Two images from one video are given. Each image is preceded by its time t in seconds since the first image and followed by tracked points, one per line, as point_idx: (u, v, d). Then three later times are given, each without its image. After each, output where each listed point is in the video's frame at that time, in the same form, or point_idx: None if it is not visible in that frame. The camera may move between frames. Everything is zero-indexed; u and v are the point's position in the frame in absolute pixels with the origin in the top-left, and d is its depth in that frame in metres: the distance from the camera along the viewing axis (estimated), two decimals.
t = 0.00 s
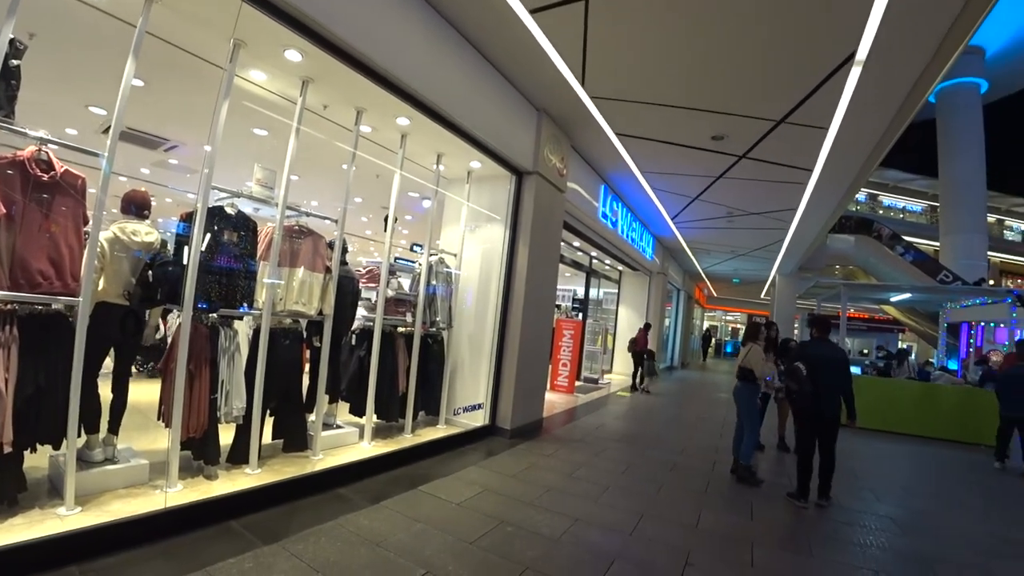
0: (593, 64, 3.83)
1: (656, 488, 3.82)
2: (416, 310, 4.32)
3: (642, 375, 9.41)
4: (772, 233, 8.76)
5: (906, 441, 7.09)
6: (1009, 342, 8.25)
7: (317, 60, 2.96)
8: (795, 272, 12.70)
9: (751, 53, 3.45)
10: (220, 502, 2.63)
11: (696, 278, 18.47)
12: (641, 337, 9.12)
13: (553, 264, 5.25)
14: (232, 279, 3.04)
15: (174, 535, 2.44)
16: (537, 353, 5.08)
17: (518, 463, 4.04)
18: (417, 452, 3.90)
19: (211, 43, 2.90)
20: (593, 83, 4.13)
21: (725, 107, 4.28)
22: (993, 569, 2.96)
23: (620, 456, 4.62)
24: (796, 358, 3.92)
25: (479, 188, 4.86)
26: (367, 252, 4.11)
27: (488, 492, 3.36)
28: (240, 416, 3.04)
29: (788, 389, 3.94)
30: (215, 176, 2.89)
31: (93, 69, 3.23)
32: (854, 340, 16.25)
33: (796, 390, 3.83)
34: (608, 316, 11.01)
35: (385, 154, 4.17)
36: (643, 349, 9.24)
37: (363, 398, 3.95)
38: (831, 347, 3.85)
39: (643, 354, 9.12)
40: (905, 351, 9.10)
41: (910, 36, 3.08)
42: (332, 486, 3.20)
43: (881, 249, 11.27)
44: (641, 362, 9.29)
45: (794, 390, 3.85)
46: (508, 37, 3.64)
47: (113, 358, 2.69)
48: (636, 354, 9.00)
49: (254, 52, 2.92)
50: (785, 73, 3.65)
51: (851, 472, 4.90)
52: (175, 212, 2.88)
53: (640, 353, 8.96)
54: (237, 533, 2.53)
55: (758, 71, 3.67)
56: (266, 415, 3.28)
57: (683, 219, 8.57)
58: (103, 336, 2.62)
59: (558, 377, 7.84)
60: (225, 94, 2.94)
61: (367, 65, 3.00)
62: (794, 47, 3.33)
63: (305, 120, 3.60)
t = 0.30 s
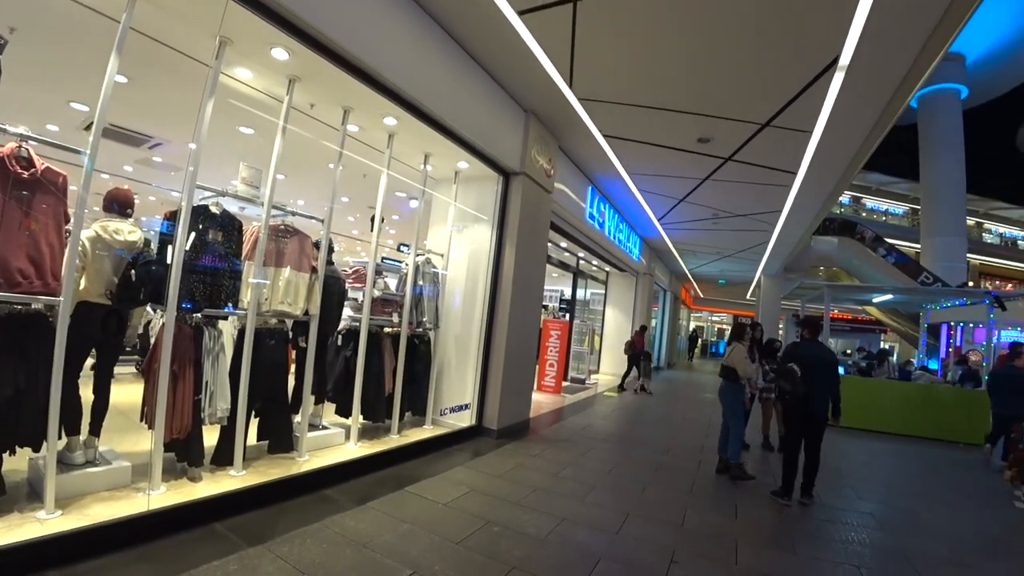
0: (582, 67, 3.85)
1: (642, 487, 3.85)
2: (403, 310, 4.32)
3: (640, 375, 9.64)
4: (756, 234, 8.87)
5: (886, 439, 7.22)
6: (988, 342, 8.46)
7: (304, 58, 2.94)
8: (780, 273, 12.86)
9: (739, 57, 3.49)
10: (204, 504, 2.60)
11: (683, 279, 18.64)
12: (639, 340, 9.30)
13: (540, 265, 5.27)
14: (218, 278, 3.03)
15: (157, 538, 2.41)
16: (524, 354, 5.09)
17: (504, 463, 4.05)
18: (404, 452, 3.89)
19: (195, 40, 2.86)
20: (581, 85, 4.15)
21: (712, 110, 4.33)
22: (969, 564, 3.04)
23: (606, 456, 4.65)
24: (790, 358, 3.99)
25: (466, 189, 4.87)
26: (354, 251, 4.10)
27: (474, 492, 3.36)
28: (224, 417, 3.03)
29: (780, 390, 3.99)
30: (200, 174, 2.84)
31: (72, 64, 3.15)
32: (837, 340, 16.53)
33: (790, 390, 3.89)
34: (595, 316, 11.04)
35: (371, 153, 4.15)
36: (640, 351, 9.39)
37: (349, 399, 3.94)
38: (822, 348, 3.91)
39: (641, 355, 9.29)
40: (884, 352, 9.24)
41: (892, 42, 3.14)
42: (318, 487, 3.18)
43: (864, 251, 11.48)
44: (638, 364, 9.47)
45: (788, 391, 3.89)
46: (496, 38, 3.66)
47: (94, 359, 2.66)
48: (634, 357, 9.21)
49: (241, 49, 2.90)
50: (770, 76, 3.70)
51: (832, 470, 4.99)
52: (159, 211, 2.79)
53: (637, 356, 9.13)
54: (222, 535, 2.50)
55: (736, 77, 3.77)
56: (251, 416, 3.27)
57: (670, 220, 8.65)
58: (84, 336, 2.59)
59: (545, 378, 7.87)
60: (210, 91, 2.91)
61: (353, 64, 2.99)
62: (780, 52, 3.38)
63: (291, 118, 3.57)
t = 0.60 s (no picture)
0: (567, 71, 3.89)
1: (624, 489, 3.89)
2: (386, 313, 4.32)
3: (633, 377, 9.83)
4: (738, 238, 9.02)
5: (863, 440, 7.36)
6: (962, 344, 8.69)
7: (288, 59, 2.93)
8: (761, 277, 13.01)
9: (722, 63, 3.55)
10: (182, 509, 2.56)
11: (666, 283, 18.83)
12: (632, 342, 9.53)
13: (524, 268, 5.30)
14: (198, 279, 2.98)
15: (133, 544, 2.36)
16: (507, 356, 5.10)
17: (487, 465, 4.05)
18: (386, 456, 3.87)
19: (177, 39, 2.83)
20: (566, 89, 4.19)
21: (695, 116, 4.39)
22: (940, 561, 3.12)
23: (589, 458, 4.67)
24: (778, 363, 3.98)
25: (450, 191, 4.88)
26: (337, 253, 4.13)
27: (456, 494, 3.36)
28: (204, 420, 2.99)
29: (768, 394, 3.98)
30: (181, 174, 2.83)
31: (48, 60, 3.09)
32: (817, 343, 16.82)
33: (779, 395, 3.88)
34: (579, 319, 11.09)
35: (355, 154, 4.13)
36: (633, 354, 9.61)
37: (331, 402, 3.92)
38: (804, 351, 3.98)
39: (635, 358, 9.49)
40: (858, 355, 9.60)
41: (868, 51, 3.22)
42: (299, 491, 3.15)
43: (844, 255, 11.86)
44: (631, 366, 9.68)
45: (777, 395, 3.89)
46: (482, 41, 3.68)
47: (69, 361, 2.61)
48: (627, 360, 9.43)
49: (224, 49, 2.88)
50: (752, 83, 3.76)
51: (810, 470, 5.08)
52: (139, 210, 2.77)
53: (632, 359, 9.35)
54: (201, 541, 2.47)
55: (719, 83, 3.83)
56: (232, 419, 3.25)
57: (653, 224, 8.75)
58: (59, 338, 2.53)
59: (529, 380, 7.89)
60: (192, 90, 2.89)
61: (337, 66, 2.99)
62: (761, 59, 3.44)
63: (274, 118, 3.55)
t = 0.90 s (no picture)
0: (549, 76, 3.93)
1: (603, 490, 3.92)
2: (365, 315, 4.29)
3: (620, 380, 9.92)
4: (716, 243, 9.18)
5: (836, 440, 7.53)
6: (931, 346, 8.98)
7: (268, 59, 2.91)
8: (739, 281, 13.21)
9: (701, 70, 3.62)
10: (155, 514, 2.52)
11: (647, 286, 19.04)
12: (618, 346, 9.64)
13: (505, 271, 5.32)
14: (174, 280, 2.93)
15: (104, 550, 2.31)
16: (488, 359, 5.11)
17: (466, 468, 4.05)
18: (365, 459, 3.84)
19: (154, 36, 2.80)
20: (548, 94, 4.23)
21: (676, 122, 4.46)
22: (908, 557, 3.21)
23: (569, 460, 4.70)
24: (759, 366, 4.04)
25: (431, 193, 4.89)
26: (318, 255, 4.12)
27: (435, 498, 3.36)
28: (179, 424, 2.94)
29: (748, 394, 4.04)
30: (157, 173, 2.79)
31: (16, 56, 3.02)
32: (794, 345, 17.17)
33: (762, 397, 3.92)
34: (560, 322, 11.12)
35: (336, 155, 4.13)
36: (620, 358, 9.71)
37: (310, 405, 3.88)
38: (780, 353, 4.07)
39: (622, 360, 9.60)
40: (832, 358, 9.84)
41: (842, 61, 3.32)
42: (276, 495, 3.12)
43: (820, 260, 12.12)
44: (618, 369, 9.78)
45: (760, 398, 3.93)
46: (464, 45, 3.69)
47: (39, 363, 2.53)
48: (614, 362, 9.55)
49: (202, 47, 2.85)
50: (731, 90, 3.84)
51: (784, 470, 5.19)
52: (113, 209, 2.71)
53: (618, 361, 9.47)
54: (175, 546, 2.43)
55: (698, 90, 3.90)
56: (208, 423, 3.21)
57: (634, 228, 8.85)
58: (28, 339, 2.46)
59: (510, 383, 7.90)
60: (170, 88, 2.86)
61: (318, 67, 2.97)
62: (739, 67, 3.52)
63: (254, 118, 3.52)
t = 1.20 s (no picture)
0: (531, 79, 3.96)
1: (583, 491, 3.95)
2: (344, 316, 4.28)
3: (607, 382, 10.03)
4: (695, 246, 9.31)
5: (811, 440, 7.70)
6: (902, 348, 9.25)
7: (246, 57, 2.89)
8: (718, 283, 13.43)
9: (681, 75, 3.68)
10: (128, 518, 2.47)
11: (627, 288, 19.20)
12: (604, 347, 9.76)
13: (486, 272, 5.34)
14: (149, 280, 2.89)
15: (74, 555, 2.26)
16: (467, 360, 5.12)
17: (446, 470, 4.05)
18: (343, 462, 3.81)
19: (129, 32, 2.74)
20: (530, 96, 4.26)
21: (656, 126, 4.53)
22: (877, 553, 3.30)
23: (548, 461, 4.72)
24: (737, 366, 4.10)
25: (412, 194, 4.88)
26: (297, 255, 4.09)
27: (415, 499, 3.35)
28: (153, 426, 2.90)
29: (726, 394, 4.11)
30: (132, 170, 2.73)
31: None
32: (771, 347, 17.51)
33: (740, 397, 3.97)
34: (540, 324, 11.16)
35: (315, 154, 4.10)
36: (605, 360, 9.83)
37: (287, 407, 3.84)
38: (756, 354, 4.15)
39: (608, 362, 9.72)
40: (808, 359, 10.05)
41: (816, 69, 3.41)
42: (253, 498, 3.08)
43: (797, 263, 12.37)
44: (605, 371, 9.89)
45: (738, 398, 3.99)
46: (447, 47, 3.70)
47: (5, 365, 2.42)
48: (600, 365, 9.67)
49: (179, 44, 2.81)
50: (711, 95, 3.92)
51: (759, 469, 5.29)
52: (85, 207, 2.64)
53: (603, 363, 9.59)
54: (149, 552, 2.39)
55: (678, 94, 3.96)
56: (182, 425, 3.18)
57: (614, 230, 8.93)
58: None
59: (490, 385, 7.91)
60: (146, 85, 2.81)
61: (297, 66, 2.96)
62: (719, 72, 3.59)
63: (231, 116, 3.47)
